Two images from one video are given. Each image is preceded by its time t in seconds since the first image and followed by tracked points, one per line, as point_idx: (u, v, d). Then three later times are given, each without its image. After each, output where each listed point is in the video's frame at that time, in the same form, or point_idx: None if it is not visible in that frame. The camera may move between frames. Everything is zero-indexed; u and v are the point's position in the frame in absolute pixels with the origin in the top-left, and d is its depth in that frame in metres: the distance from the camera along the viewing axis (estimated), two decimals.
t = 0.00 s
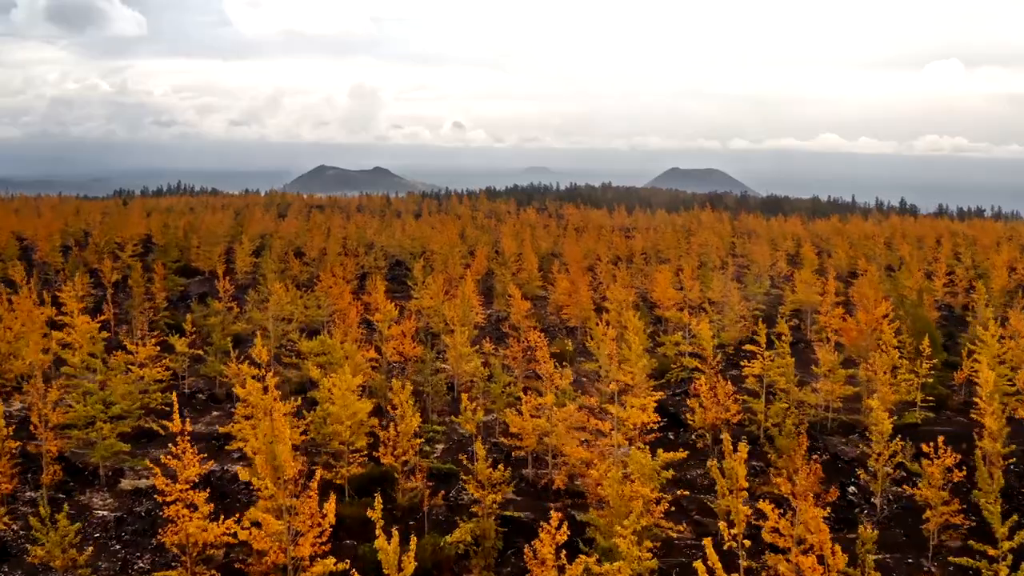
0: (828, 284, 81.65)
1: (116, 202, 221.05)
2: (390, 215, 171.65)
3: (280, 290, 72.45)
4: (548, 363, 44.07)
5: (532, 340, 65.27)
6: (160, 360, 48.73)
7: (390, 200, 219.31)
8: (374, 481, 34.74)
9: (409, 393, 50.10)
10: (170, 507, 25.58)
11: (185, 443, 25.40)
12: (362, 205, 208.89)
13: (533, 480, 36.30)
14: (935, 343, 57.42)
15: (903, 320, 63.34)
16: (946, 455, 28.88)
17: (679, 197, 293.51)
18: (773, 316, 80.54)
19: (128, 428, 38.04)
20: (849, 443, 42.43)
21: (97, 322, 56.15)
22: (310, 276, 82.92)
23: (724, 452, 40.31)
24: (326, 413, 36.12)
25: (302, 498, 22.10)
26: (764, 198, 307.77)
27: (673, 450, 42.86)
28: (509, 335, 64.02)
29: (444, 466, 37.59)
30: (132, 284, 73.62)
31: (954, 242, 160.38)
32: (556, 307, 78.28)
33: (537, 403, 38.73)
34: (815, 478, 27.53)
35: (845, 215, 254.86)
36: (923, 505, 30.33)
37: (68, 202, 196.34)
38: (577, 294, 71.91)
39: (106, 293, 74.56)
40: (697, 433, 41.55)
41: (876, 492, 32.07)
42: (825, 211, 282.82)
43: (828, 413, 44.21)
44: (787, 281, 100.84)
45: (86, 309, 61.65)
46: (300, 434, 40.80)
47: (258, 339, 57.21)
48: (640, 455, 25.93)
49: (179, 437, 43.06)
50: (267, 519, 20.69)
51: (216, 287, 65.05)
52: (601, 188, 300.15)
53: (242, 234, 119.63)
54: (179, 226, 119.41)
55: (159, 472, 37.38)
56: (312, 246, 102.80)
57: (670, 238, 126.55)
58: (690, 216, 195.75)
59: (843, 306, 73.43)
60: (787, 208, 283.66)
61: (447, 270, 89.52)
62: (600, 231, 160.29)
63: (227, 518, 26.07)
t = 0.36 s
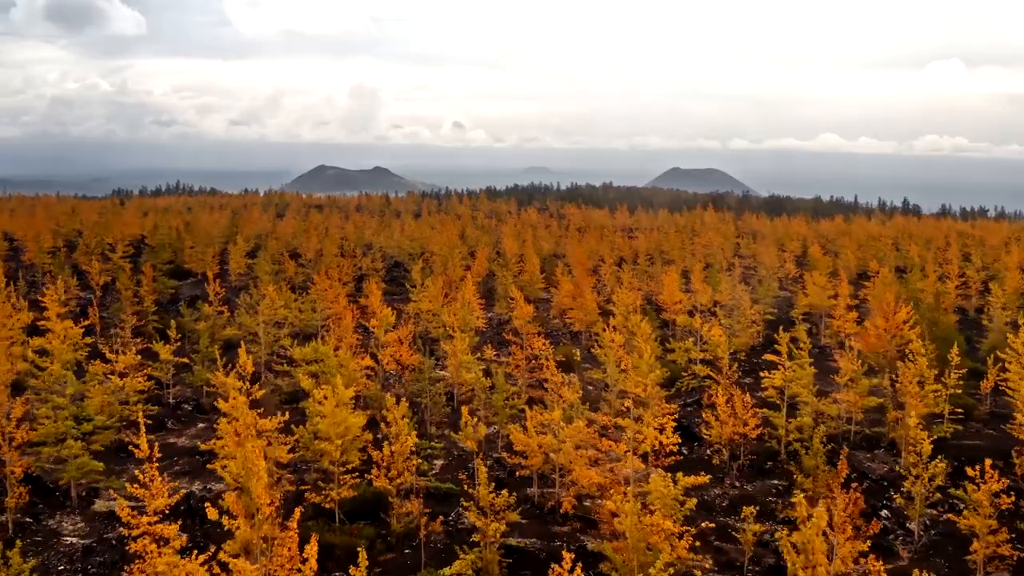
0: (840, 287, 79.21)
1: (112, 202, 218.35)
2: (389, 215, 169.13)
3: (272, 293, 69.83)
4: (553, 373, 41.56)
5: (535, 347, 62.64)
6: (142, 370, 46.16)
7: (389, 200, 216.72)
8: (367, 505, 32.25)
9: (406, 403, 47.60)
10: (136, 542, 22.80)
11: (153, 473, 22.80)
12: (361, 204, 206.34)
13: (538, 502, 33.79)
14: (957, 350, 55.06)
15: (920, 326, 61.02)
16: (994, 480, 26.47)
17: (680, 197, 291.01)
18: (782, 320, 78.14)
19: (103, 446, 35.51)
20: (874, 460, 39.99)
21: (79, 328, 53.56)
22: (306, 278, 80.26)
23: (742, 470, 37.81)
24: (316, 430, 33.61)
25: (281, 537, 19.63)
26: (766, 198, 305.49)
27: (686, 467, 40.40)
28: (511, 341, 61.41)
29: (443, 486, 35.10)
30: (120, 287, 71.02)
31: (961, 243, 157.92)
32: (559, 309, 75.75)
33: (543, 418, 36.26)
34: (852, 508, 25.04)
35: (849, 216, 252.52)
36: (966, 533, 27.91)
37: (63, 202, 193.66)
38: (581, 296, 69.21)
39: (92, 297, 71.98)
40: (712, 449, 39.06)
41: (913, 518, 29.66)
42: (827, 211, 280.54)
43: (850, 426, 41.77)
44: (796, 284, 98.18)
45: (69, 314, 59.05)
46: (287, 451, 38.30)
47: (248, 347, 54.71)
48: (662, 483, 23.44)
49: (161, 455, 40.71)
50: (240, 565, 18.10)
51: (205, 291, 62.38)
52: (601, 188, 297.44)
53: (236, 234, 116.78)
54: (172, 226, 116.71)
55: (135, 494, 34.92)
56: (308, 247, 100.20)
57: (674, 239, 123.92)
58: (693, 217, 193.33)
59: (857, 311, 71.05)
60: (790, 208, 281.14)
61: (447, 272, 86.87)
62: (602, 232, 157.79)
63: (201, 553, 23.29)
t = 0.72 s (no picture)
0: (854, 291, 76.62)
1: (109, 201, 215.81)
2: (388, 215, 166.44)
3: (266, 296, 67.33)
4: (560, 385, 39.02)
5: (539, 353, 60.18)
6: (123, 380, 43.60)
7: (389, 200, 214.17)
8: (360, 532, 29.76)
9: (404, 414, 45.14)
10: None
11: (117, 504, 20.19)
12: (360, 204, 203.60)
13: (546, 527, 31.31)
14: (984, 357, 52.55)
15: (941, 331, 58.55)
16: None
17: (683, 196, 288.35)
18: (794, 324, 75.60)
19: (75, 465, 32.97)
20: (904, 478, 37.54)
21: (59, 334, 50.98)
22: (302, 280, 77.72)
23: (763, 489, 35.35)
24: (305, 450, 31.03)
25: None
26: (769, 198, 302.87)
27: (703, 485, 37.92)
28: (515, 347, 58.93)
29: (443, 508, 32.57)
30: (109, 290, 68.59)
31: (970, 244, 155.25)
32: (563, 312, 73.24)
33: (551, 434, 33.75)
34: (897, 544, 22.55)
35: (853, 216, 249.89)
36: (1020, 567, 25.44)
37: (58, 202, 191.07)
38: (587, 299, 66.72)
39: (79, 300, 69.32)
40: (731, 467, 36.53)
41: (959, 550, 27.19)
42: (831, 211, 277.90)
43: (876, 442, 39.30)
44: (806, 286, 95.60)
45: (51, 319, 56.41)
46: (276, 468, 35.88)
47: (238, 353, 52.17)
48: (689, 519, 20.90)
49: (141, 471, 38.26)
50: None
51: (195, 294, 59.95)
52: (603, 187, 294.71)
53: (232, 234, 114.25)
54: (165, 226, 114.15)
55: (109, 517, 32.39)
56: (306, 247, 97.63)
57: (680, 239, 121.31)
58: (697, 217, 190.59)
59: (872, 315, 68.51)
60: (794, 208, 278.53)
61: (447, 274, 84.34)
62: (605, 232, 155.10)
63: None
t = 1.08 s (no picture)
0: (868, 294, 74.00)
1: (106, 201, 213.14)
2: (388, 215, 163.91)
3: (259, 298, 64.78)
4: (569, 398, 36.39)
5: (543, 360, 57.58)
6: (102, 390, 41.04)
7: (389, 199, 211.49)
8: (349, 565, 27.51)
9: (402, 426, 42.61)
10: None
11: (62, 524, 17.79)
12: (360, 204, 200.96)
13: (554, 556, 28.77)
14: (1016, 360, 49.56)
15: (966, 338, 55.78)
16: None
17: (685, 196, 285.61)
18: (807, 328, 73.05)
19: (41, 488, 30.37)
20: (936, 499, 35.33)
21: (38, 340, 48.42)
22: (297, 283, 75.14)
23: (787, 512, 32.81)
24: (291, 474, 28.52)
25: None
26: (772, 198, 300.09)
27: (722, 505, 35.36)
28: (518, 353, 56.31)
29: (443, 534, 29.93)
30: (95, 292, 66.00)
31: (980, 244, 152.46)
32: (568, 316, 70.64)
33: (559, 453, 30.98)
34: None
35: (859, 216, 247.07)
36: None
37: (54, 202, 188.35)
38: (593, 303, 64.12)
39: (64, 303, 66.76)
40: (753, 486, 33.96)
41: None
42: (836, 211, 275.20)
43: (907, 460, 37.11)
44: (816, 288, 92.95)
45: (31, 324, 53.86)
46: (263, 487, 33.35)
47: (227, 360, 49.58)
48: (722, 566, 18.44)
49: (119, 491, 35.83)
50: None
51: (184, 298, 57.40)
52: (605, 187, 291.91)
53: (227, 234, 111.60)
54: (159, 225, 111.48)
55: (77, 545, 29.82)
56: (303, 248, 94.95)
57: (685, 240, 118.60)
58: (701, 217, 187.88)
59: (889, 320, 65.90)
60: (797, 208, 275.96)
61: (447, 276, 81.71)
62: (608, 232, 152.39)
63: None
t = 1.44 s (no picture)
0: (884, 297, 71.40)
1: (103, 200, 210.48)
2: (387, 214, 161.30)
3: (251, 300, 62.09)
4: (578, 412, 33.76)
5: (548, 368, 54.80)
6: (78, 401, 38.40)
7: (389, 198, 208.79)
8: None
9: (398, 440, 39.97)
10: None
11: None
12: (359, 203, 198.35)
13: None
14: None
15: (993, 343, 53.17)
16: None
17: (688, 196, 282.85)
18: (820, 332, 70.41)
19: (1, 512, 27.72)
20: (976, 522, 32.57)
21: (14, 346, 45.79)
22: (292, 284, 72.49)
23: (817, 537, 30.19)
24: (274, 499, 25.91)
25: None
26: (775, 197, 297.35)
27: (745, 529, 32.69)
28: (521, 360, 53.70)
29: (442, 564, 27.30)
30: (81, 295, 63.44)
31: (990, 245, 149.71)
32: (573, 319, 68.02)
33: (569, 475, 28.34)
34: None
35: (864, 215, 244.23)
36: None
37: (50, 200, 185.62)
38: (600, 305, 61.42)
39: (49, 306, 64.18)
40: (779, 509, 31.31)
41: None
42: (840, 211, 272.29)
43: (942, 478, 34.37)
44: (828, 289, 90.13)
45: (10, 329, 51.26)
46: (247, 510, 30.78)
47: (214, 368, 46.95)
48: None
49: (92, 511, 33.21)
50: None
51: (171, 301, 54.75)
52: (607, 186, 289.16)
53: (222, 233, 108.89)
54: (151, 225, 108.67)
55: None
56: (299, 248, 92.38)
57: (691, 241, 115.84)
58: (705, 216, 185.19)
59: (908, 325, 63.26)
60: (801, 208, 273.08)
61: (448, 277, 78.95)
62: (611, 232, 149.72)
63: None
